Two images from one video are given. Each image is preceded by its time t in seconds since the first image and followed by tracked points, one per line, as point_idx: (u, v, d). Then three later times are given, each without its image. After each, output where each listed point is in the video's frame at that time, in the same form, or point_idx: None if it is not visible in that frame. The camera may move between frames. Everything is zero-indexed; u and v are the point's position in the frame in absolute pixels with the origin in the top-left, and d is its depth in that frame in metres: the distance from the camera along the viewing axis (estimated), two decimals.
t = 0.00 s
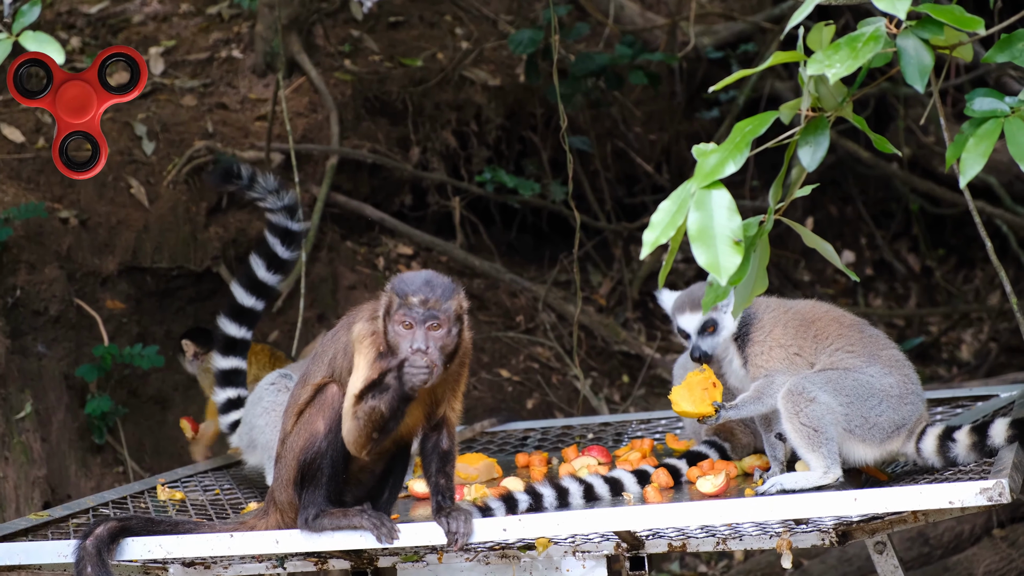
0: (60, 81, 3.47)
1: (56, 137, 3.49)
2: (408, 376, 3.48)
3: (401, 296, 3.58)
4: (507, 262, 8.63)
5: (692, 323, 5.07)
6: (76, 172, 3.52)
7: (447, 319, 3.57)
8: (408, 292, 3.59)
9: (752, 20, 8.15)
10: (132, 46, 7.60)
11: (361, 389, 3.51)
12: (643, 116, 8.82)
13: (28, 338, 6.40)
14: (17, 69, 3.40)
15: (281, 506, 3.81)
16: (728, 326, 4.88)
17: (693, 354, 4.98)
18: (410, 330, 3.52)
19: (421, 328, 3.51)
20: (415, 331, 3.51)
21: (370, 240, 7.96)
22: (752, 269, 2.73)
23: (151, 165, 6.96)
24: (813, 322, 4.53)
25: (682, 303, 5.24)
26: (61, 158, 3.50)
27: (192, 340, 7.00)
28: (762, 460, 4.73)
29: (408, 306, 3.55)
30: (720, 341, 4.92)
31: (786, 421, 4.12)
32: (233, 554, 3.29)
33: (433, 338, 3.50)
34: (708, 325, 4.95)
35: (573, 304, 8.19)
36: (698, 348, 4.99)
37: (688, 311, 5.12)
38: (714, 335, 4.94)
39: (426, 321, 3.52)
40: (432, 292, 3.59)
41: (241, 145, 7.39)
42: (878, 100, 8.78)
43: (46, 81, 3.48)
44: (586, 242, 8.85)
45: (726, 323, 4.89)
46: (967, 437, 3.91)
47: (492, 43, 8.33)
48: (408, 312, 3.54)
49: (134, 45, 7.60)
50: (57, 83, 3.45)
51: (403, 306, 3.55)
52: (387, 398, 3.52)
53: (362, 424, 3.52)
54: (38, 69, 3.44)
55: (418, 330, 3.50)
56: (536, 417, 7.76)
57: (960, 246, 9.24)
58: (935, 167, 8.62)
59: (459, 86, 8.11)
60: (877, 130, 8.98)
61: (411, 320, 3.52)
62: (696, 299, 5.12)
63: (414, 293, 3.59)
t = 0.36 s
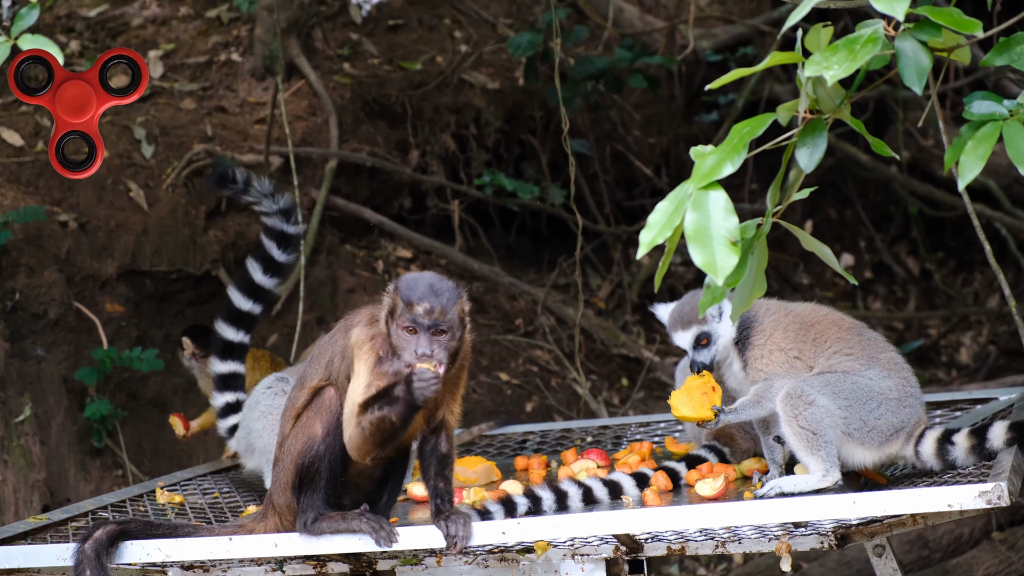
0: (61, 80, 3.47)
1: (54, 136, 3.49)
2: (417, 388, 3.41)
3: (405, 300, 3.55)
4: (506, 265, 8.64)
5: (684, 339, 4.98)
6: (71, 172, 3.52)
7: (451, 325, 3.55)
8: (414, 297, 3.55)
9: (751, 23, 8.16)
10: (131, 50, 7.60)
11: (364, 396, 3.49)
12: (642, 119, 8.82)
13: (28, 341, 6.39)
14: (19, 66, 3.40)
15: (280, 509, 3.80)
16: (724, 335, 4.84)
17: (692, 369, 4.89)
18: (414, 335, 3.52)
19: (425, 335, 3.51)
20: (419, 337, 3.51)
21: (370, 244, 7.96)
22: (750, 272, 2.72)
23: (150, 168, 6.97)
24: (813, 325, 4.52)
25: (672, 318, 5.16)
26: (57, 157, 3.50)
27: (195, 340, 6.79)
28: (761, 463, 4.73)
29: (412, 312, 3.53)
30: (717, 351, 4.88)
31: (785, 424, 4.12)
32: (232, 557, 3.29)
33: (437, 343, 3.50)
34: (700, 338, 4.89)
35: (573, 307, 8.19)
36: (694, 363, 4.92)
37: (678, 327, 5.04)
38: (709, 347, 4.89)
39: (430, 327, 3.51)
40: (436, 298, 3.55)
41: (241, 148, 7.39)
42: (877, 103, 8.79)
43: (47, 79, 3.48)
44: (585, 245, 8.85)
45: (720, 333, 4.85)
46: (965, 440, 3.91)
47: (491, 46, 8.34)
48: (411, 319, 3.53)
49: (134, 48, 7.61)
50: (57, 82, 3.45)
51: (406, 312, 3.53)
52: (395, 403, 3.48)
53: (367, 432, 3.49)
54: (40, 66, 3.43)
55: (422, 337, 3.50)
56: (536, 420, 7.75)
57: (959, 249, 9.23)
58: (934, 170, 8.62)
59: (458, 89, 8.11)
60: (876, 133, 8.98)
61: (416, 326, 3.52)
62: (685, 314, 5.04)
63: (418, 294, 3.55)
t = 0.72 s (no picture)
0: (62, 78, 3.46)
1: (51, 134, 3.47)
2: (405, 431, 3.51)
3: (404, 279, 3.77)
4: (506, 267, 8.63)
5: (678, 344, 5.04)
6: (66, 171, 3.49)
7: (446, 301, 3.76)
8: (411, 275, 3.80)
9: (751, 25, 8.17)
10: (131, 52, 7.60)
11: (363, 408, 3.58)
12: (642, 122, 8.83)
13: (27, 343, 6.39)
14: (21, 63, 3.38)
15: (280, 511, 3.79)
16: (718, 341, 4.87)
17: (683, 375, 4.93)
18: (409, 306, 3.69)
19: (419, 306, 3.68)
20: (413, 308, 3.67)
21: (369, 246, 7.95)
22: (747, 271, 2.72)
23: (150, 170, 6.98)
24: (813, 327, 4.52)
25: (670, 324, 5.19)
26: (53, 155, 3.49)
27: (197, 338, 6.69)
28: (761, 465, 4.73)
29: (409, 285, 3.75)
30: (711, 357, 4.91)
31: (786, 426, 4.11)
32: (231, 559, 3.29)
33: (432, 316, 3.68)
34: (694, 343, 4.93)
35: (572, 309, 8.18)
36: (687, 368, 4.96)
37: (675, 331, 5.09)
38: (702, 352, 4.92)
39: (425, 301, 3.70)
40: (432, 277, 3.80)
41: (240, 150, 7.39)
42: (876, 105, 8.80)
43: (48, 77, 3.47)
44: (585, 247, 8.84)
45: (714, 339, 4.87)
46: (965, 443, 3.91)
47: (491, 48, 8.34)
48: (408, 291, 3.73)
49: (133, 50, 7.61)
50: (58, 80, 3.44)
51: (405, 284, 3.75)
52: (387, 432, 3.53)
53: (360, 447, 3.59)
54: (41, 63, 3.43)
55: (418, 308, 3.67)
56: (536, 422, 7.75)
57: (959, 251, 9.23)
58: (934, 172, 8.62)
59: (458, 91, 8.12)
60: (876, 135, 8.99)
61: (411, 298, 3.70)
62: (682, 318, 5.09)
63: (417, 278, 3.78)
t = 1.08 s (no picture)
0: (63, 77, 3.46)
1: (48, 132, 3.46)
2: (398, 443, 3.45)
3: (397, 278, 3.75)
4: (505, 269, 8.63)
5: (678, 345, 5.07)
6: (62, 170, 3.49)
7: (443, 299, 3.75)
8: (405, 274, 3.76)
9: (749, 26, 8.18)
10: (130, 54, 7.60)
11: (358, 415, 3.58)
12: (640, 123, 8.83)
13: (26, 345, 6.39)
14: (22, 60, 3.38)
15: (279, 513, 3.78)
16: (716, 343, 4.87)
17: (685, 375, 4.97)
18: (406, 308, 3.69)
19: (416, 306, 3.68)
20: (411, 309, 3.68)
21: (368, 247, 7.94)
22: (745, 271, 2.73)
23: (149, 172, 6.98)
24: (812, 328, 4.52)
25: (669, 323, 5.22)
26: (49, 153, 3.48)
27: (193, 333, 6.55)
28: (760, 466, 4.72)
29: (405, 285, 3.72)
30: (710, 357, 4.93)
31: (784, 427, 4.12)
32: (230, 561, 3.29)
33: (428, 315, 3.68)
34: (693, 344, 4.96)
35: (571, 310, 8.18)
36: (688, 369, 4.99)
37: (674, 333, 5.12)
38: (702, 353, 4.94)
39: (422, 300, 3.69)
40: (428, 275, 3.76)
41: (240, 151, 7.40)
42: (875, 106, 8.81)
43: (49, 75, 3.46)
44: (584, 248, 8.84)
45: (713, 340, 4.87)
46: (964, 443, 3.90)
47: (490, 50, 8.34)
48: (403, 291, 3.72)
49: (132, 52, 7.61)
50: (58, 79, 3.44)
51: (399, 284, 3.72)
52: (381, 441, 3.50)
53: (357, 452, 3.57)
54: (43, 61, 3.42)
55: (414, 309, 3.67)
56: (535, 423, 7.75)
57: (958, 252, 9.24)
58: (932, 173, 8.63)
59: (457, 92, 8.12)
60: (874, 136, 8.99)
61: (407, 298, 3.70)
62: (680, 319, 5.11)
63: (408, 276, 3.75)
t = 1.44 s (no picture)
0: (64, 76, 3.46)
1: (46, 130, 3.46)
2: (403, 448, 3.48)
3: (397, 280, 3.74)
4: (506, 271, 8.64)
5: (678, 346, 5.07)
6: (57, 169, 3.49)
7: (444, 300, 3.75)
8: (405, 277, 3.75)
9: (749, 28, 8.18)
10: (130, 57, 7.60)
11: (359, 421, 3.58)
12: (641, 124, 8.82)
13: (27, 348, 6.39)
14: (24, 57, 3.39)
15: (281, 516, 3.79)
16: (716, 348, 4.88)
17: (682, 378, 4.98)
18: (407, 310, 3.68)
19: (417, 308, 3.68)
20: (412, 311, 3.67)
21: (369, 250, 7.95)
22: (749, 276, 2.73)
23: (150, 175, 6.98)
24: (813, 329, 4.52)
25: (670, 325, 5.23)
26: (46, 151, 3.47)
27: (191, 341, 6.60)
28: (762, 468, 4.71)
29: (405, 287, 3.72)
30: (709, 361, 4.93)
31: (786, 429, 4.12)
32: (232, 564, 3.28)
33: (429, 317, 3.68)
34: (693, 346, 4.96)
35: (572, 312, 8.18)
36: (685, 371, 5.00)
37: (674, 333, 5.12)
38: (701, 356, 4.95)
39: (423, 302, 3.69)
40: (427, 276, 3.75)
41: (241, 154, 7.39)
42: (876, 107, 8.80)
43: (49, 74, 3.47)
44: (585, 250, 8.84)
45: (713, 344, 4.88)
46: (966, 445, 3.90)
47: (490, 52, 8.33)
48: (404, 293, 3.71)
49: (133, 55, 7.61)
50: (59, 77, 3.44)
51: (399, 287, 3.71)
52: (383, 447, 3.52)
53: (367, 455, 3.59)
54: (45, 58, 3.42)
55: (415, 311, 3.66)
56: (536, 426, 7.76)
57: (959, 253, 9.23)
58: (933, 174, 8.63)
59: (458, 94, 8.10)
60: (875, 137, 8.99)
61: (408, 300, 3.69)
62: (683, 320, 5.12)
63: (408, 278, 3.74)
